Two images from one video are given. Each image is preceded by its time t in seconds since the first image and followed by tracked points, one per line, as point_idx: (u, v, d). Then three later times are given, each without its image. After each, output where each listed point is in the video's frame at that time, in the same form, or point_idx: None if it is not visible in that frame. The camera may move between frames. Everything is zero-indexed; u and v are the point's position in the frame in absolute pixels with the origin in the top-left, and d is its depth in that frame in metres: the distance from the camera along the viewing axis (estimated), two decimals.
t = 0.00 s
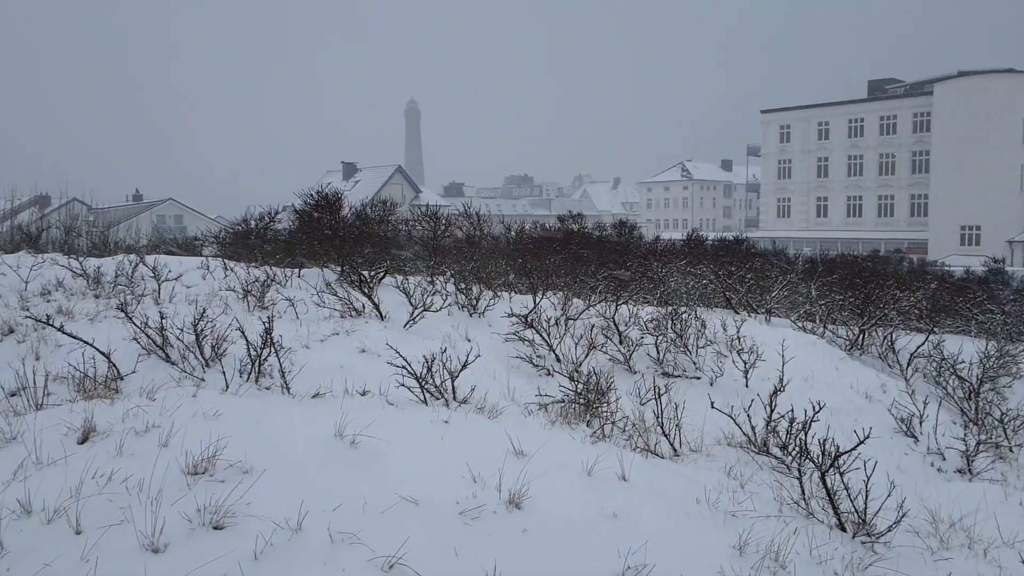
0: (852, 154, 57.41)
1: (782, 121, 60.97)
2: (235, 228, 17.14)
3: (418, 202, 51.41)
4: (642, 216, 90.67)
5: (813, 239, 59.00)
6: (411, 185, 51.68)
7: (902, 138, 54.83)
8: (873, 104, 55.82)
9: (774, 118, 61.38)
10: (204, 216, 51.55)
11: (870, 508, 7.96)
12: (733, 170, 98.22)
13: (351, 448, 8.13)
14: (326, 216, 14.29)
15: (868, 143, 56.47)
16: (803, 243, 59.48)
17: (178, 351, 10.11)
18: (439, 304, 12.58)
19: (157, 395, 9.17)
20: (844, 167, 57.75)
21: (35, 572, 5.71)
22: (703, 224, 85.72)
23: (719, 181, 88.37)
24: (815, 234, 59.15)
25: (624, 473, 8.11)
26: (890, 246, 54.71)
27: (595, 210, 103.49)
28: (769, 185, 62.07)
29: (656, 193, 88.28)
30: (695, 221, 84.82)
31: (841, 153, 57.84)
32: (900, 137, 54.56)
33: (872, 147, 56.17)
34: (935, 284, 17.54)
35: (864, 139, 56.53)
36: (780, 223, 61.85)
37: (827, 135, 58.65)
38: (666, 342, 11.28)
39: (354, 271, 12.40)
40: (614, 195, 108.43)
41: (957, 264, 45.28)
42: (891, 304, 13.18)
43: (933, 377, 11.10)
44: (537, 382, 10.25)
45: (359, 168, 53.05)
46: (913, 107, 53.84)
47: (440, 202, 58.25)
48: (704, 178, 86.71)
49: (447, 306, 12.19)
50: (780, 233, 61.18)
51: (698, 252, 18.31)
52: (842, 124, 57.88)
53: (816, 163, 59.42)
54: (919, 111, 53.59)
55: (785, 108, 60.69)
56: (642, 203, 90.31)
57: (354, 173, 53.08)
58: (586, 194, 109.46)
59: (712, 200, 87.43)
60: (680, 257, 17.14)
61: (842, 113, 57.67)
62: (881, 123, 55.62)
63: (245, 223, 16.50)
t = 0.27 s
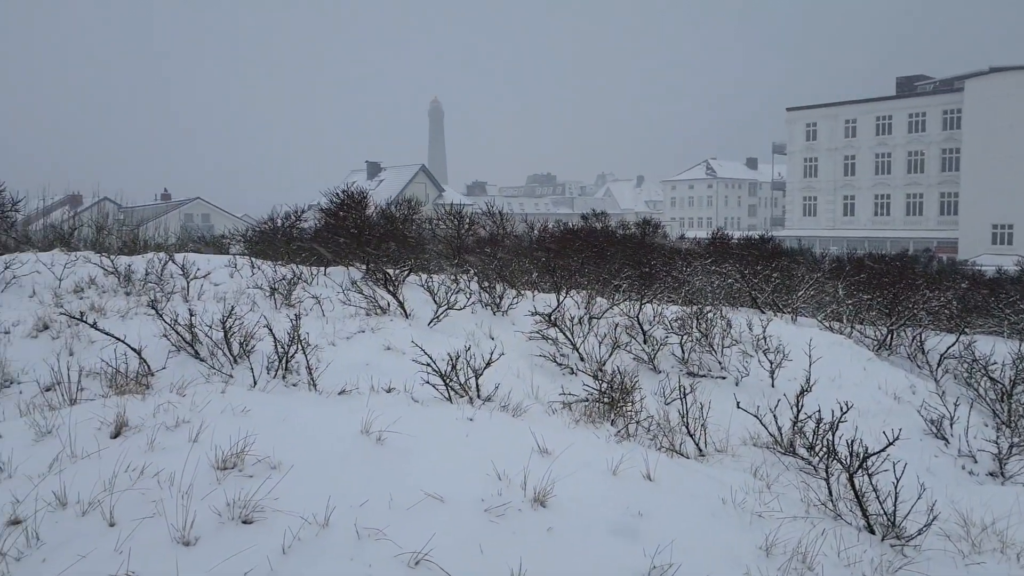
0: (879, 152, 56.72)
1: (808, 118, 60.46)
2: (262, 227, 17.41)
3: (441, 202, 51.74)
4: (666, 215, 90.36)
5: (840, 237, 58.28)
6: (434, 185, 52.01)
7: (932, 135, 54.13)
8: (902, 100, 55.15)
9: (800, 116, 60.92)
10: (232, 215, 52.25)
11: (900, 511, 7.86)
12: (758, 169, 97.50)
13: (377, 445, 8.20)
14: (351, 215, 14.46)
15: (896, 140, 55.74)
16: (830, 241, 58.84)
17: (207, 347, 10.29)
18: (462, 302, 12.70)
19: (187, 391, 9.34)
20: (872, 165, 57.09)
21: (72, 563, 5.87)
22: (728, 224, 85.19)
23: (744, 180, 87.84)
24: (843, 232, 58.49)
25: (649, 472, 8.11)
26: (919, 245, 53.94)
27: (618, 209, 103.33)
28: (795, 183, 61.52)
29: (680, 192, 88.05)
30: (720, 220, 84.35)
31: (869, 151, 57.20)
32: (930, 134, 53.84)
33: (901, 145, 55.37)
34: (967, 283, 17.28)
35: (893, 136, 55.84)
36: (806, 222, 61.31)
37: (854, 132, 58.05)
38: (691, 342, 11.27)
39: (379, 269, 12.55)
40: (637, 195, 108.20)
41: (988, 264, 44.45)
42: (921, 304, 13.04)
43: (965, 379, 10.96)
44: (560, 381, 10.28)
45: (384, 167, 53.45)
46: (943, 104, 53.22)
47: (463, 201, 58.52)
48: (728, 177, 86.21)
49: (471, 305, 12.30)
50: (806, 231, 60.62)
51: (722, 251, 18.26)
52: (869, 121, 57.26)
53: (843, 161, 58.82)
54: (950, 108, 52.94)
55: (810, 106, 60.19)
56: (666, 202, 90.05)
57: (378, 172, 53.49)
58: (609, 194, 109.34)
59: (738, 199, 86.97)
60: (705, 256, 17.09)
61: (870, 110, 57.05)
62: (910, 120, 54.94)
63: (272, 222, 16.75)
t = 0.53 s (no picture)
0: (911, 151, 55.80)
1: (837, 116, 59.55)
2: (291, 226, 17.67)
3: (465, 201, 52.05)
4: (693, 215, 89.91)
5: (871, 236, 57.49)
6: (459, 184, 52.22)
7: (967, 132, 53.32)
8: (935, 96, 54.21)
9: (828, 114, 59.92)
10: (261, 215, 52.96)
11: (934, 515, 7.76)
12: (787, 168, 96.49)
13: (406, 442, 8.29)
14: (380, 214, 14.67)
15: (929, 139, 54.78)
16: (860, 240, 58.12)
17: (239, 345, 10.45)
18: (489, 302, 12.83)
19: (220, 388, 9.51)
20: (903, 164, 56.15)
21: (111, 555, 6.03)
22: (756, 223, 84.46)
23: (774, 179, 87.04)
24: (874, 231, 57.71)
25: (677, 473, 8.09)
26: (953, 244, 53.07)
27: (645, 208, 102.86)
28: (825, 181, 60.45)
29: (707, 191, 87.51)
30: (749, 220, 83.61)
31: (900, 150, 56.30)
32: (965, 131, 52.98)
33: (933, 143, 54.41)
34: (1003, 284, 17.05)
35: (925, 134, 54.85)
36: (834, 221, 60.51)
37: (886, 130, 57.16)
38: (720, 343, 11.29)
39: (406, 268, 12.73)
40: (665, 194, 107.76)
41: None
42: (956, 305, 12.93)
43: (1001, 382, 10.85)
44: (587, 381, 10.33)
45: (410, 167, 53.80)
46: (978, 101, 52.46)
47: (489, 200, 58.74)
48: (757, 176, 85.49)
49: (497, 305, 12.44)
50: (836, 230, 59.84)
51: (750, 251, 18.23)
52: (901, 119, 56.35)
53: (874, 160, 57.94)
54: (985, 105, 52.27)
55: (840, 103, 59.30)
56: (693, 202, 89.61)
57: (404, 172, 53.83)
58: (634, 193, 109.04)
59: (767, 199, 86.19)
60: (733, 255, 17.08)
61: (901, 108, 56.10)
62: (943, 117, 54.00)
63: (300, 221, 17.01)
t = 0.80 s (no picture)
0: (949, 149, 55.07)
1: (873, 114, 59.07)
2: (322, 226, 17.93)
3: (493, 201, 52.28)
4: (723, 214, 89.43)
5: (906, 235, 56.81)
6: (487, 184, 52.46)
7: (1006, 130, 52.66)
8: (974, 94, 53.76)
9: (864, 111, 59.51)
10: (292, 215, 53.58)
11: (974, 521, 7.63)
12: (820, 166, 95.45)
13: (438, 441, 8.36)
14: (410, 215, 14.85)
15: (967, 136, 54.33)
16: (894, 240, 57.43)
17: (273, 344, 10.59)
18: (519, 302, 12.95)
19: (255, 386, 9.66)
20: (940, 161, 55.38)
21: (151, 549, 6.18)
22: (788, 223, 83.67)
23: (807, 178, 86.23)
24: (910, 230, 57.07)
25: (710, 475, 8.05)
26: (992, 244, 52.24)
27: (675, 207, 102.46)
28: (859, 180, 60.20)
29: (738, 190, 87.10)
30: (781, 220, 82.85)
31: (937, 148, 55.59)
32: (1005, 129, 52.38)
33: (972, 141, 53.95)
34: None
35: (964, 132, 54.37)
36: (869, 221, 59.97)
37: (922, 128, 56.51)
38: (753, 344, 11.31)
39: (436, 269, 12.92)
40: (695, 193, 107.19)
41: None
42: (996, 306, 12.85)
43: None
44: (617, 382, 10.38)
45: (439, 168, 54.08)
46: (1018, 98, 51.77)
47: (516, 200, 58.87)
48: (789, 175, 84.75)
49: (527, 305, 12.56)
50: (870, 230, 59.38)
51: (782, 250, 18.21)
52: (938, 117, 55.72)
53: (910, 158, 57.30)
54: None
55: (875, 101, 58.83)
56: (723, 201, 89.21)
57: (432, 172, 54.21)
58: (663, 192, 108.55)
59: (799, 198, 85.26)
60: (764, 255, 17.05)
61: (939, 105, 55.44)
62: (983, 114, 53.48)
63: (332, 222, 17.30)
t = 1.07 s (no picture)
0: (984, 146, 54.31)
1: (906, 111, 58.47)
2: (352, 229, 18.18)
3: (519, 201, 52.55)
4: (752, 213, 89.02)
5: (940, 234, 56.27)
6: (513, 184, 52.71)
7: None
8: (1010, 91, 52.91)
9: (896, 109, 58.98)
10: (321, 217, 54.35)
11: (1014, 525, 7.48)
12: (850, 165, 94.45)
13: (469, 441, 8.42)
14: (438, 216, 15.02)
15: (1003, 133, 53.57)
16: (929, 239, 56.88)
17: (304, 344, 10.73)
18: (547, 302, 13.06)
19: (287, 386, 9.80)
20: (976, 159, 54.64)
21: (188, 547, 6.29)
22: (819, 222, 82.91)
23: (837, 177, 85.47)
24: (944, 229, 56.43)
25: (741, 476, 8.01)
26: None
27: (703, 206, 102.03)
28: (891, 180, 59.70)
29: (767, 190, 86.78)
30: (811, 220, 82.17)
31: (972, 145, 54.86)
32: None
33: (1010, 138, 53.21)
34: None
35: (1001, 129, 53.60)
36: (901, 220, 59.37)
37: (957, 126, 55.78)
38: (784, 345, 11.32)
39: (465, 270, 13.09)
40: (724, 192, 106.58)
41: None
42: None
43: None
44: (646, 383, 10.44)
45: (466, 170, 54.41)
46: None
47: (543, 201, 59.00)
48: (819, 174, 84.07)
49: (556, 306, 12.65)
50: (902, 229, 58.88)
51: (812, 250, 18.14)
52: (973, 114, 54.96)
53: (943, 156, 56.47)
54: None
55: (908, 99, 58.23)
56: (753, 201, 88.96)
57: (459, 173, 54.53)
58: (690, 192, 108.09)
59: (829, 197, 84.37)
60: (795, 255, 17.02)
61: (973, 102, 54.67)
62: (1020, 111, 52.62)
63: (362, 224, 17.54)
